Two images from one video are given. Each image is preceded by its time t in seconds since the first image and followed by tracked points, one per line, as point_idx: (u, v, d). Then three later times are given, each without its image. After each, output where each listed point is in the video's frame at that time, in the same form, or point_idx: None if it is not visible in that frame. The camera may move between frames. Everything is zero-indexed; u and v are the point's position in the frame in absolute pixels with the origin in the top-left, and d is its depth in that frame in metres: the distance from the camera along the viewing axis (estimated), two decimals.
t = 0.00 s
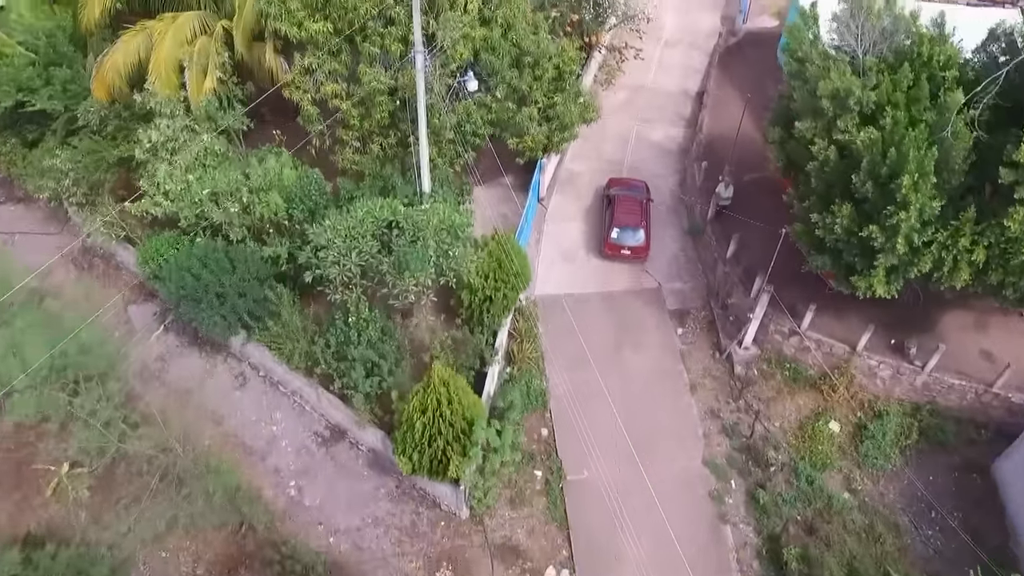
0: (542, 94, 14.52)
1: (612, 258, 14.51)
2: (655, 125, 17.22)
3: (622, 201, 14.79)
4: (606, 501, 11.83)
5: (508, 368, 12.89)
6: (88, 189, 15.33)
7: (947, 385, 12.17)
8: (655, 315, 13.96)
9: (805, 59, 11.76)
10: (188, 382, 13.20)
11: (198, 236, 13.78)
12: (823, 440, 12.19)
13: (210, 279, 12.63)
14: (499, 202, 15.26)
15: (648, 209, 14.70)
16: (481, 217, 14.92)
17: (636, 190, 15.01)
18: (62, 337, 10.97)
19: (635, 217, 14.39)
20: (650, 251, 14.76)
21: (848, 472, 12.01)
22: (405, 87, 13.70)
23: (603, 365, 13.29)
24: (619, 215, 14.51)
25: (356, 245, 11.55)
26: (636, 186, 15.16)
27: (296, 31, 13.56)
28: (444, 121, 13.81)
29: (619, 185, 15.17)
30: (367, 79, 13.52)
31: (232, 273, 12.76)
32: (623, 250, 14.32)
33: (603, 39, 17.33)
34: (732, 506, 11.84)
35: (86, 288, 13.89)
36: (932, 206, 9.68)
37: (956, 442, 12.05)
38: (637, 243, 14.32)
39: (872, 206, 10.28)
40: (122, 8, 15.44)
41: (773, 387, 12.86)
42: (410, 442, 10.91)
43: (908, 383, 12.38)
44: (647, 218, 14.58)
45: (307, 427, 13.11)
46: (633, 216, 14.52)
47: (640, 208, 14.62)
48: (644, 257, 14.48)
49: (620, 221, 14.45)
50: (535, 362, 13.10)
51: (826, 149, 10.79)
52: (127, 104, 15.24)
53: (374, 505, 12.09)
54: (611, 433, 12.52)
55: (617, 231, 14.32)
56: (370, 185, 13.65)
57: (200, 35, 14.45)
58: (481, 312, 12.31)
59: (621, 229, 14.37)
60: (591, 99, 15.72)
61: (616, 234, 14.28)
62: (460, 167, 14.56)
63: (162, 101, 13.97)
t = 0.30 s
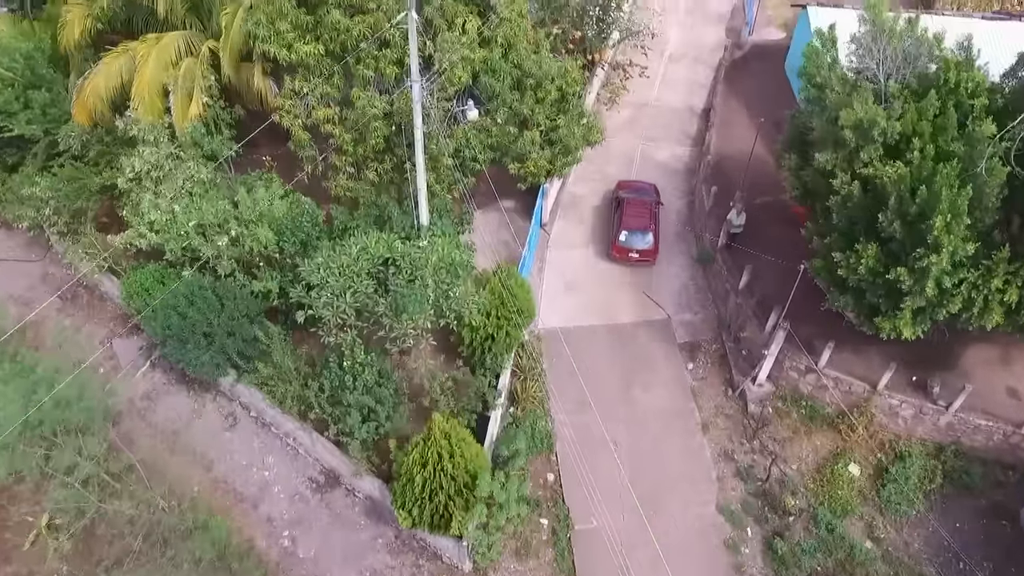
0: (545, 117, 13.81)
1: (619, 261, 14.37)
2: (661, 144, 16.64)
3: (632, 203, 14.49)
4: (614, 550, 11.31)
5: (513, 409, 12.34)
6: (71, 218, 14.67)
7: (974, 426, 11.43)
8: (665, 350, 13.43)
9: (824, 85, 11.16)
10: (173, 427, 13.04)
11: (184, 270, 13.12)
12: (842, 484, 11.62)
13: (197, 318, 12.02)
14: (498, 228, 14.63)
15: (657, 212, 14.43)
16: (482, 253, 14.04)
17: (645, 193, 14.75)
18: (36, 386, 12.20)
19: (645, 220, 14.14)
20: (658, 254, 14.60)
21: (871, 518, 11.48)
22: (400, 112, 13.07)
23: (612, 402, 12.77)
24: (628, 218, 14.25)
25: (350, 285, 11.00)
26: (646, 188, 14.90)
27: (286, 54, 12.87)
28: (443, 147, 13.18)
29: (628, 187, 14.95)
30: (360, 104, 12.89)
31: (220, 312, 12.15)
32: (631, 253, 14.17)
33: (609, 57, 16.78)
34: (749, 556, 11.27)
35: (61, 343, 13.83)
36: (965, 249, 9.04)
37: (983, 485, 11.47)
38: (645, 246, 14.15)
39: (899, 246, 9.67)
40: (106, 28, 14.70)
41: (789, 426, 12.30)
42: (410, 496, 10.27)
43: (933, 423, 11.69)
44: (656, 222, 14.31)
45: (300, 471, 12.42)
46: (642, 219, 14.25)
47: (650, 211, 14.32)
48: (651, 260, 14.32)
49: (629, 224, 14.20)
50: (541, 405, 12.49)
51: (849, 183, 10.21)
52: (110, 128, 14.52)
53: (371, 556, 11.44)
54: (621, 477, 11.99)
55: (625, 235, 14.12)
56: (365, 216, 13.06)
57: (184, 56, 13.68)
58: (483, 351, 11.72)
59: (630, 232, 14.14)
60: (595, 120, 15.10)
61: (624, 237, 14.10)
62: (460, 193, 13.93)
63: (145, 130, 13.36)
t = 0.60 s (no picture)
0: (549, 142, 13.15)
1: (630, 264, 14.19)
2: (668, 164, 16.07)
3: (642, 206, 14.39)
4: None
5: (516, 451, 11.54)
6: (53, 247, 13.99)
7: (1003, 471, 10.84)
8: (676, 389, 12.86)
9: (846, 114, 10.56)
10: (161, 468, 12.01)
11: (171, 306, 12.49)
12: (865, 533, 11.10)
13: (184, 360, 11.52)
14: (499, 254, 13.96)
15: (669, 215, 14.28)
16: (486, 287, 13.30)
17: (657, 196, 14.61)
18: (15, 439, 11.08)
19: (655, 222, 13.98)
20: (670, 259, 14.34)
21: (895, 570, 11.01)
22: (397, 138, 12.42)
23: (620, 447, 12.18)
24: (638, 220, 14.13)
25: (346, 328, 10.45)
26: (658, 192, 14.78)
27: (276, 78, 12.20)
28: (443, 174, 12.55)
29: (641, 191, 14.81)
30: (355, 130, 12.24)
31: (209, 352, 11.64)
32: (641, 256, 13.96)
33: (614, 74, 16.31)
34: None
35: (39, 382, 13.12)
36: (1006, 297, 8.43)
37: (1014, 535, 10.88)
38: (656, 249, 13.94)
39: (930, 291, 9.08)
40: (87, 48, 14.05)
41: (807, 469, 11.72)
42: (410, 555, 9.61)
43: (959, 467, 11.09)
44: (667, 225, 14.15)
45: (295, 519, 12.17)
46: (653, 221, 14.12)
47: (661, 214, 14.21)
48: (662, 263, 14.07)
49: (640, 227, 14.06)
50: (545, 446, 11.75)
51: (875, 223, 9.66)
52: (92, 153, 13.86)
53: None
54: (634, 531, 11.44)
55: (635, 237, 13.95)
56: (361, 247, 12.38)
57: (172, 79, 13.14)
58: (485, 393, 11.13)
59: (641, 235, 13.98)
60: (601, 142, 14.49)
61: (634, 238, 13.93)
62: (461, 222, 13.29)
63: (129, 158, 12.78)
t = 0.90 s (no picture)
0: (555, 168, 12.52)
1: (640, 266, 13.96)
2: (676, 186, 15.44)
3: (655, 207, 14.15)
4: None
5: (521, 498, 10.73)
6: (35, 279, 13.24)
7: None
8: (688, 429, 12.29)
9: (872, 146, 9.93)
10: (150, 515, 11.93)
11: (158, 345, 11.89)
12: None
13: (171, 406, 10.99)
14: (504, 282, 13.30)
15: (682, 217, 14.06)
16: (488, 322, 12.58)
17: (670, 198, 14.37)
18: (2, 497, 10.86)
19: (668, 225, 13.76)
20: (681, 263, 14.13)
21: None
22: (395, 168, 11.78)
23: (630, 492, 11.61)
24: (651, 222, 13.90)
25: (343, 377, 9.90)
26: (671, 193, 14.55)
27: (267, 104, 11.56)
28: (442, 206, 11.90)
29: (653, 192, 14.56)
30: (351, 160, 11.58)
31: (197, 399, 11.03)
32: (653, 259, 13.74)
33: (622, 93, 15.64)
34: None
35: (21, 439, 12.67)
36: None
37: None
38: (668, 252, 13.74)
39: (968, 341, 8.55)
40: (69, 70, 13.35)
41: (828, 515, 11.14)
42: None
43: (992, 516, 10.43)
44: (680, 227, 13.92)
45: (291, 571, 11.39)
46: (665, 223, 13.89)
47: (674, 216, 13.97)
48: (672, 266, 13.88)
49: (652, 229, 13.82)
50: (551, 492, 10.97)
51: (906, 266, 9.11)
52: (75, 181, 13.16)
53: None
54: None
55: (647, 239, 13.72)
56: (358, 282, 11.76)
57: (156, 105, 12.38)
58: (490, 439, 10.55)
59: (653, 237, 13.74)
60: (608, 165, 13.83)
61: (646, 240, 13.70)
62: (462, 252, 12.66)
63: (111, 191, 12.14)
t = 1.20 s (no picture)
0: (564, 203, 11.77)
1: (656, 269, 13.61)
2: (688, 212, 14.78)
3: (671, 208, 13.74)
4: None
5: (529, 558, 9.90)
6: (13, 319, 12.50)
7: None
8: (706, 478, 11.62)
9: (908, 188, 9.21)
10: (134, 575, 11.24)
11: (143, 393, 11.16)
12: None
13: (155, 465, 10.30)
14: (508, 319, 12.66)
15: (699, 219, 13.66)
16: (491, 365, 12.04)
17: (688, 199, 13.94)
18: None
19: (684, 228, 13.37)
20: (697, 264, 13.80)
21: None
22: (393, 204, 11.03)
23: (646, 549, 10.97)
24: (668, 224, 13.52)
25: (340, 441, 9.25)
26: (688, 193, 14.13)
27: (257, 137, 10.79)
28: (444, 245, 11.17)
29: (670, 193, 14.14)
30: (346, 198, 10.80)
31: (183, 456, 10.34)
32: (668, 262, 13.41)
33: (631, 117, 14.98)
34: None
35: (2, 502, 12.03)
36: None
37: None
38: (683, 256, 13.38)
39: (1020, 409, 7.75)
40: (47, 97, 12.58)
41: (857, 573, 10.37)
42: None
43: None
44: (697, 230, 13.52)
45: None
46: (682, 226, 13.49)
47: (692, 219, 13.55)
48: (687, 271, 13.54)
49: (668, 231, 13.45)
50: (562, 555, 9.98)
51: (948, 323, 8.52)
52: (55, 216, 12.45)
53: None
54: None
55: (663, 242, 13.37)
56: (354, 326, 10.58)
57: (139, 138, 11.62)
58: (497, 496, 10.04)
59: (669, 241, 13.39)
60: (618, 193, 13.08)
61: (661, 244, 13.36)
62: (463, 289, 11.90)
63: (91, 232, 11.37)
